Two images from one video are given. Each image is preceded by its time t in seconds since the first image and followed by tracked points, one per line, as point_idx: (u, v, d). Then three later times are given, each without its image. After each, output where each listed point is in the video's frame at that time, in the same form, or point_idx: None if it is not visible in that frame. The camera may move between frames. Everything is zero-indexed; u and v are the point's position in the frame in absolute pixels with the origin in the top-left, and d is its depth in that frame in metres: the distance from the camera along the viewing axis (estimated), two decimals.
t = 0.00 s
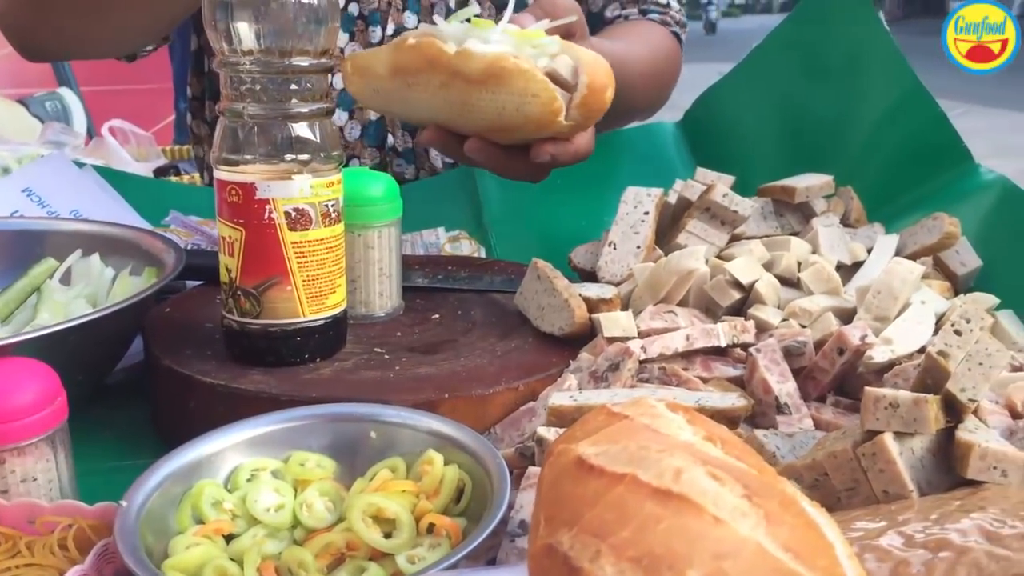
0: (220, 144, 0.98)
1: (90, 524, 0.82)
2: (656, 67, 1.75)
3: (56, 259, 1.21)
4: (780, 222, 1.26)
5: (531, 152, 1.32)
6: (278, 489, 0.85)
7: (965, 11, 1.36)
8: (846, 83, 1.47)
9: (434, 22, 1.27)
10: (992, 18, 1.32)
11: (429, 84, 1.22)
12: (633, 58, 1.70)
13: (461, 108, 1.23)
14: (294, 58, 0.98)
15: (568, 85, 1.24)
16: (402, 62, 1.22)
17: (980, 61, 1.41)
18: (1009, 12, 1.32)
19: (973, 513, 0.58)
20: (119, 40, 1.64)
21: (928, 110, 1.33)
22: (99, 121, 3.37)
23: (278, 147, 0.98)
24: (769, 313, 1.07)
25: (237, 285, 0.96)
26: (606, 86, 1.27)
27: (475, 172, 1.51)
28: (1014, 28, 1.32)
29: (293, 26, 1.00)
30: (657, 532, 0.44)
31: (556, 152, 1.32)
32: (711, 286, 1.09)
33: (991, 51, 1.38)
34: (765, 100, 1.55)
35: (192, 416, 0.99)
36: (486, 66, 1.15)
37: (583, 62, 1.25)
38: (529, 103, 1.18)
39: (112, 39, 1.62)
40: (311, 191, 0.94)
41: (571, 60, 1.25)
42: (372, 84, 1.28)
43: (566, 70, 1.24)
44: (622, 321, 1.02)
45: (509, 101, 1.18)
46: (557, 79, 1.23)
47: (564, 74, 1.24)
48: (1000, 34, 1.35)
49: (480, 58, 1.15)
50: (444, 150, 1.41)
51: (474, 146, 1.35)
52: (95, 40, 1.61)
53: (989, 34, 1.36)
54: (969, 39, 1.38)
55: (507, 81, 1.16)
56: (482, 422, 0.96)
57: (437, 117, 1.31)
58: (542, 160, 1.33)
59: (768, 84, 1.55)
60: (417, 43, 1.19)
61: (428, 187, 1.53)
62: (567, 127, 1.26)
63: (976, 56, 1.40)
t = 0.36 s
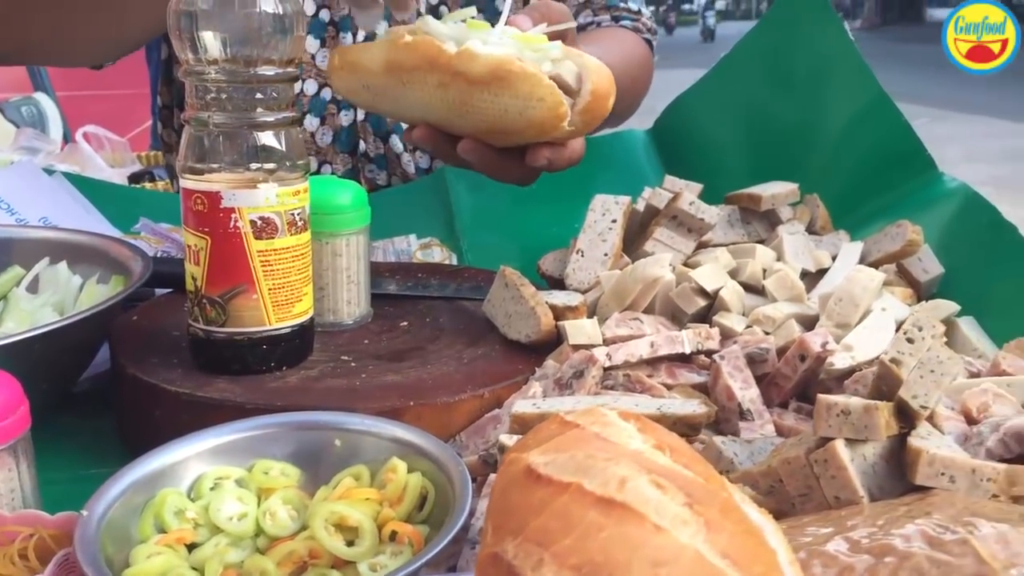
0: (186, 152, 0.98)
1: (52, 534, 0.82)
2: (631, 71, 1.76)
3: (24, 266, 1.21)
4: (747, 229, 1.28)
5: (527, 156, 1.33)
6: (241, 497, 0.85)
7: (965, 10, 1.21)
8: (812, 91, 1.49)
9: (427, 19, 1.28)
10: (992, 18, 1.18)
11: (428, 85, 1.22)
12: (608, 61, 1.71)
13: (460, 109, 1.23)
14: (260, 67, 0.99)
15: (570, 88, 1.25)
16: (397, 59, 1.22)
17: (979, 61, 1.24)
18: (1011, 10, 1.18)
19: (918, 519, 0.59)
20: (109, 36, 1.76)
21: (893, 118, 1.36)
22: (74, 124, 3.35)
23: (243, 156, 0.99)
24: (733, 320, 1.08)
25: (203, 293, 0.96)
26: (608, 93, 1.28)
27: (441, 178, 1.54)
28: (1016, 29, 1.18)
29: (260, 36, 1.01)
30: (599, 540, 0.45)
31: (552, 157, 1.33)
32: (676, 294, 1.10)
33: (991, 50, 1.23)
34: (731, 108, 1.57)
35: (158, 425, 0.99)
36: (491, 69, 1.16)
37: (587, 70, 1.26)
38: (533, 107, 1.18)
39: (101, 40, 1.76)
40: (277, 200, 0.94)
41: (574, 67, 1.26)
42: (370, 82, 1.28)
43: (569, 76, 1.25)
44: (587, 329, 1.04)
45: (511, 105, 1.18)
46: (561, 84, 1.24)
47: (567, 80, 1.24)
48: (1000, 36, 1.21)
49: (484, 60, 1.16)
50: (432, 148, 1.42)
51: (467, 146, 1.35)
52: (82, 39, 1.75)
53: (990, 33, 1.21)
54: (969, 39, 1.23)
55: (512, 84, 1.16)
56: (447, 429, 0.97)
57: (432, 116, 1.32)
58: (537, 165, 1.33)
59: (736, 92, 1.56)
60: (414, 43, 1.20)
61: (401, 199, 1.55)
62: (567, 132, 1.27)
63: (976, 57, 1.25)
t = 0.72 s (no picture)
0: (157, 161, 0.99)
1: (21, 540, 0.82)
2: (616, 73, 1.76)
3: None
4: (720, 237, 1.30)
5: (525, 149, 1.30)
6: (212, 504, 0.85)
7: (965, 11, 1.33)
8: (785, 99, 1.51)
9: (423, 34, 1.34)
10: (992, 18, 1.30)
11: (425, 89, 1.27)
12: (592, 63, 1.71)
13: (455, 108, 1.26)
14: (231, 76, 0.99)
15: (561, 80, 1.27)
16: (394, 70, 1.28)
17: (979, 61, 1.37)
18: (1010, 12, 1.30)
19: (873, 522, 0.61)
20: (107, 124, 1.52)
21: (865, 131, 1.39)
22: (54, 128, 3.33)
23: (214, 167, 0.98)
24: (703, 326, 1.09)
25: (176, 300, 0.95)
26: (594, 81, 1.28)
27: (416, 182, 1.52)
28: (1015, 28, 1.30)
29: (233, 47, 1.03)
30: (553, 544, 0.46)
31: (549, 147, 1.30)
32: (647, 300, 1.12)
33: (991, 50, 1.35)
34: (705, 115, 1.58)
35: (129, 431, 0.99)
36: (480, 66, 1.21)
37: (574, 59, 1.28)
38: (523, 97, 1.21)
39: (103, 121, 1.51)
40: (249, 207, 0.94)
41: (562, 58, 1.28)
42: (371, 96, 1.33)
43: (557, 66, 1.26)
44: (558, 335, 1.05)
45: (500, 100, 1.22)
46: (551, 76, 1.26)
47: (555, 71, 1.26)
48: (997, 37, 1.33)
49: (473, 60, 1.21)
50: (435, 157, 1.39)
51: (469, 145, 1.32)
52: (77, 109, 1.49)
53: (989, 34, 1.33)
54: (969, 39, 1.35)
55: (504, 77, 1.20)
56: (419, 435, 0.97)
57: (431, 124, 1.35)
58: (534, 156, 1.30)
59: (709, 101, 1.58)
60: (411, 52, 1.27)
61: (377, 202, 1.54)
62: (559, 121, 1.27)
63: (976, 57, 1.37)
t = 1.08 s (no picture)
0: (134, 168, 0.98)
1: None
2: (604, 73, 1.78)
3: None
4: (698, 242, 1.31)
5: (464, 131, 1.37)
6: (187, 511, 0.85)
7: (965, 11, 1.41)
8: (763, 106, 1.54)
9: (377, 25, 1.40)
10: (992, 18, 1.37)
11: (367, 75, 1.30)
12: (579, 63, 1.73)
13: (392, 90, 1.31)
14: (208, 83, 1.00)
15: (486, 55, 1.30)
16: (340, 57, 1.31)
17: (978, 60, 1.41)
18: (1010, 12, 1.35)
19: (839, 529, 0.61)
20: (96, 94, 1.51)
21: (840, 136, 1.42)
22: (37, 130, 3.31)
23: (191, 171, 0.99)
24: (681, 332, 1.10)
25: (152, 307, 0.95)
26: (520, 54, 1.28)
27: (398, 188, 1.54)
28: (1014, 27, 1.35)
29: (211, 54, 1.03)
30: (515, 554, 0.47)
31: (488, 126, 1.36)
32: (626, 306, 1.13)
33: (991, 50, 1.41)
34: (683, 123, 1.60)
35: (106, 438, 0.99)
36: (406, 45, 1.23)
37: (499, 34, 1.30)
38: (443, 73, 1.25)
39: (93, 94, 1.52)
40: (227, 214, 0.94)
41: (489, 35, 1.31)
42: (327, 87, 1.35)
43: (480, 45, 1.30)
44: (536, 342, 1.05)
45: (424, 77, 1.26)
46: (477, 54, 1.30)
47: (478, 51, 1.30)
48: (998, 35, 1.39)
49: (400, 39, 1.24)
50: (394, 137, 1.51)
51: (414, 128, 1.43)
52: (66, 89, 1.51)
53: (989, 34, 1.39)
54: (969, 39, 1.42)
55: (426, 54, 1.24)
56: (396, 442, 0.98)
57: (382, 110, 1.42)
58: (475, 137, 1.37)
59: (687, 109, 1.61)
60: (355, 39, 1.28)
61: (358, 208, 1.55)
62: (486, 94, 1.29)
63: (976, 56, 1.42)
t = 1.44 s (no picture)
0: (129, 169, 0.98)
1: None
2: (598, 75, 1.78)
3: None
4: (693, 244, 1.32)
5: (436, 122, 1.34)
6: (181, 513, 0.85)
7: (965, 11, 1.41)
8: (757, 108, 1.54)
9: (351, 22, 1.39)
10: (992, 18, 1.37)
11: (338, 70, 1.31)
12: (573, 66, 1.73)
13: (360, 82, 1.31)
14: (203, 83, 1.00)
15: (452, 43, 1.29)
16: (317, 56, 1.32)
17: (979, 61, 1.43)
18: (1010, 12, 1.36)
19: (833, 534, 0.61)
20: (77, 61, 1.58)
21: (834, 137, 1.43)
22: (30, 129, 3.31)
23: (186, 172, 0.99)
24: (676, 334, 1.10)
25: (146, 308, 0.95)
26: (485, 39, 1.25)
27: (393, 188, 1.54)
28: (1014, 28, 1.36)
29: (206, 55, 1.03)
30: (509, 559, 0.47)
31: (458, 116, 1.32)
32: (621, 309, 1.13)
33: (991, 51, 1.42)
34: (679, 125, 1.60)
35: (101, 440, 0.99)
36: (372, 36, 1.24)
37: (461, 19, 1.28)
38: (407, 62, 1.24)
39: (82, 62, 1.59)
40: (221, 215, 0.94)
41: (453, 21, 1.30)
42: (302, 85, 1.38)
43: (444, 30, 1.29)
44: (531, 344, 1.05)
45: (390, 67, 1.25)
46: (443, 44, 1.29)
47: (442, 38, 1.29)
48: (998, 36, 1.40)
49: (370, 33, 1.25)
50: (372, 138, 1.47)
51: (389, 123, 1.39)
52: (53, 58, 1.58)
53: (989, 34, 1.40)
54: (970, 39, 1.44)
55: (390, 43, 1.24)
56: (391, 445, 0.97)
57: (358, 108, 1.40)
58: (446, 127, 1.33)
59: (682, 111, 1.61)
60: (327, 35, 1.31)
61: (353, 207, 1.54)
62: (453, 81, 1.26)
63: (976, 56, 1.44)
